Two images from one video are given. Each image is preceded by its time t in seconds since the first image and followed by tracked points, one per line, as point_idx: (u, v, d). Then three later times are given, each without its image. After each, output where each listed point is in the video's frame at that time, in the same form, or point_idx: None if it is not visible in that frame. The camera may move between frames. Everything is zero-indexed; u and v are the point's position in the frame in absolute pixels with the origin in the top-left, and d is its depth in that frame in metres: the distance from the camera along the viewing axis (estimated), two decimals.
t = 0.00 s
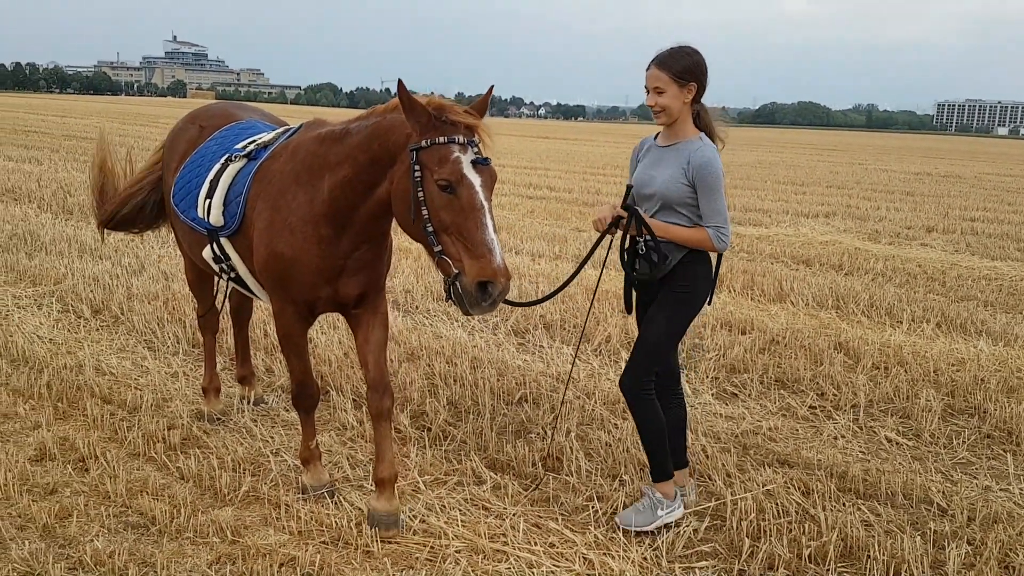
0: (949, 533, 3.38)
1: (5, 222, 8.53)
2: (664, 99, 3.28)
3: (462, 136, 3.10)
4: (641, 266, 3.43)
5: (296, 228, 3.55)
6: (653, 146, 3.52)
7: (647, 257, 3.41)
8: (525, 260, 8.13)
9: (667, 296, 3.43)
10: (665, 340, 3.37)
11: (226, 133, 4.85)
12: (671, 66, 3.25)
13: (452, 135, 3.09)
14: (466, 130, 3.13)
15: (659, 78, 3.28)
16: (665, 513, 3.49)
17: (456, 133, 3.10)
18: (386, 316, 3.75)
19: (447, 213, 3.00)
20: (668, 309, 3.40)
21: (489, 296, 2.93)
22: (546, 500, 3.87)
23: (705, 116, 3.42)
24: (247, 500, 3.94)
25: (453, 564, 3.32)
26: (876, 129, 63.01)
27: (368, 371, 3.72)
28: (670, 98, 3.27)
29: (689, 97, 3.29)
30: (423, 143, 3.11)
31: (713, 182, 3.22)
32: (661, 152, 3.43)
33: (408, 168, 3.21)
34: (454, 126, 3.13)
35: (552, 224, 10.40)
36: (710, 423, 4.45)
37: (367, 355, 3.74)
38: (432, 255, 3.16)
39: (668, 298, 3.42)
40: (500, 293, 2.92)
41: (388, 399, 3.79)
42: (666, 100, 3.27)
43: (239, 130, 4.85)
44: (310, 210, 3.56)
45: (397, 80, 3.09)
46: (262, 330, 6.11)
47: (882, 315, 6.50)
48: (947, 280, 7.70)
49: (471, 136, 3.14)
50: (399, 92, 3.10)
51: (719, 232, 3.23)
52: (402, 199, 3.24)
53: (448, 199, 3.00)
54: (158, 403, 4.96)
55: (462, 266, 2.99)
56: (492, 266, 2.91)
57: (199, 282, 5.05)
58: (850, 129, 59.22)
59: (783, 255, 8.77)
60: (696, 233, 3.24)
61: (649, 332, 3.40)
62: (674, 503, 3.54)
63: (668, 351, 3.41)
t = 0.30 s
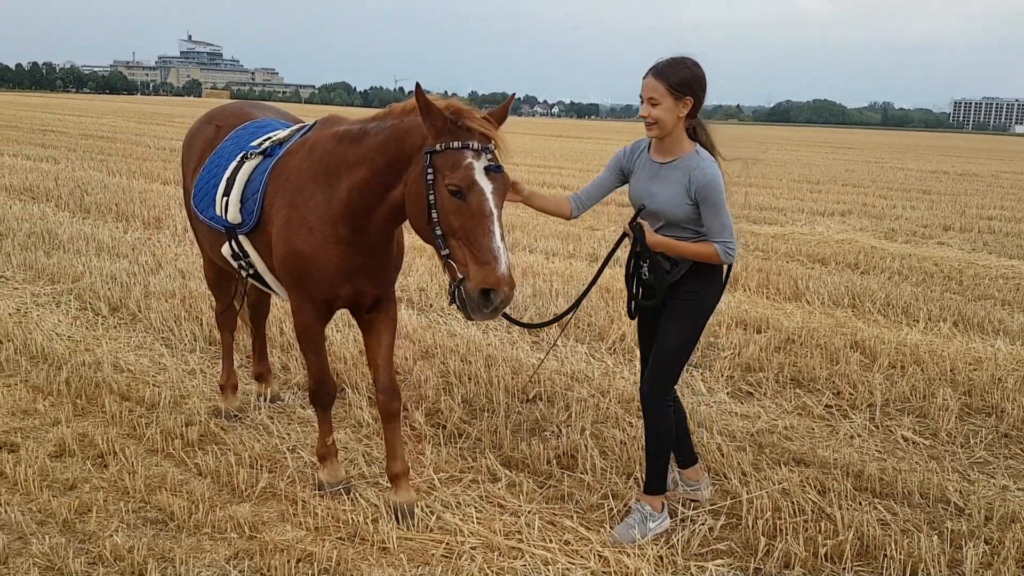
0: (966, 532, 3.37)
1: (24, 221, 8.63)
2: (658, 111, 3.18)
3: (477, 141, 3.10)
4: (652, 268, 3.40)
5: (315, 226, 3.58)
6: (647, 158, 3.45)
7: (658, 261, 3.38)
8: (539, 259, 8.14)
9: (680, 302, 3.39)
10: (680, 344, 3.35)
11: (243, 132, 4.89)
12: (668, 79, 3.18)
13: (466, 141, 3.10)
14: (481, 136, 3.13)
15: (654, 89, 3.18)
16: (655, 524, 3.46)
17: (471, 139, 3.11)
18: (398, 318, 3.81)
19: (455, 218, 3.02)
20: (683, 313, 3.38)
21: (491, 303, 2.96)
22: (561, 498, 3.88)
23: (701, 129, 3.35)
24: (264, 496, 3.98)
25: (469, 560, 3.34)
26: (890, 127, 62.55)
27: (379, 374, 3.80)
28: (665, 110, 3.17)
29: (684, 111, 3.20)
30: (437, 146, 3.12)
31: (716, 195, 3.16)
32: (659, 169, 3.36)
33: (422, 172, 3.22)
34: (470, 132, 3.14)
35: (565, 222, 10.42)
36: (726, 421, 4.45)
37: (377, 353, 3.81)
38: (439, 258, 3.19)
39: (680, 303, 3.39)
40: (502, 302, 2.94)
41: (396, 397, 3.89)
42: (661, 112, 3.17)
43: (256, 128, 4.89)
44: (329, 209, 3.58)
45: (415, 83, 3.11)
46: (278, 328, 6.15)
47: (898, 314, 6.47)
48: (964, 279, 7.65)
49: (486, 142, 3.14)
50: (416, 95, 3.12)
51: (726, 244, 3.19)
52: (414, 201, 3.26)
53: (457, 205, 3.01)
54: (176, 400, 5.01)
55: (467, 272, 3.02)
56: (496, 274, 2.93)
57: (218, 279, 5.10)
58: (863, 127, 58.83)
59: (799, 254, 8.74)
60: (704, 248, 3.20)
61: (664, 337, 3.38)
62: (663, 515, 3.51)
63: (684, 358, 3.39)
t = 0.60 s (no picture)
0: (980, 531, 3.38)
1: (39, 219, 8.70)
2: (638, 148, 3.09)
3: (492, 145, 3.12)
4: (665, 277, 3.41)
5: (335, 225, 3.61)
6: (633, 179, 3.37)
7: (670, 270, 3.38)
8: (551, 256, 8.16)
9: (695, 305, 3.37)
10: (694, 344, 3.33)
11: (260, 129, 4.93)
12: (649, 114, 3.07)
13: (481, 145, 3.12)
14: (496, 139, 3.14)
15: (633, 125, 3.08)
16: (668, 522, 3.45)
17: (486, 142, 3.13)
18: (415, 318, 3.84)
19: (470, 222, 3.04)
20: (695, 315, 3.35)
21: (506, 306, 2.98)
22: (574, 495, 3.90)
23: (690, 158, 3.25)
24: (279, 491, 4.01)
25: (482, 556, 3.37)
26: (901, 124, 62.19)
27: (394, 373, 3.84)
28: (645, 149, 3.08)
29: (666, 149, 3.09)
30: (452, 151, 3.15)
31: (709, 221, 3.11)
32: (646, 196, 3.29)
33: (437, 176, 3.24)
34: (485, 135, 3.15)
35: (577, 220, 10.43)
36: (738, 420, 4.46)
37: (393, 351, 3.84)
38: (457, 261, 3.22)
39: (695, 307, 3.36)
40: (518, 305, 2.95)
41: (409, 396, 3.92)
42: (640, 151, 3.09)
43: (273, 126, 4.93)
44: (349, 209, 3.61)
45: (429, 89, 3.14)
46: (292, 326, 6.20)
47: (911, 312, 6.46)
48: (978, 277, 7.62)
49: (501, 146, 3.16)
50: (431, 100, 3.15)
51: (727, 262, 3.17)
52: (430, 205, 3.29)
53: (472, 209, 3.04)
54: (191, 396, 5.06)
55: (483, 276, 3.04)
56: (511, 278, 2.94)
57: (233, 277, 5.14)
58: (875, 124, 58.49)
59: (811, 252, 8.72)
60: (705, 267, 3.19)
61: (678, 338, 3.34)
62: (675, 513, 3.50)
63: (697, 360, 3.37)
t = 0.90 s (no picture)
0: (990, 528, 3.38)
1: (50, 216, 8.76)
2: (626, 165, 3.04)
3: (507, 149, 3.13)
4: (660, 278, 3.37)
5: (350, 223, 3.62)
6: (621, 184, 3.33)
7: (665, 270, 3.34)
8: (559, 254, 8.17)
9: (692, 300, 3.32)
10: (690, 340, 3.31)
11: (271, 126, 4.95)
12: (634, 130, 3.02)
13: (496, 149, 3.13)
14: (511, 143, 3.15)
15: (621, 143, 3.02)
16: (676, 517, 3.47)
17: (501, 147, 3.14)
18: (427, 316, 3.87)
19: (486, 226, 3.06)
20: (690, 313, 3.32)
21: (521, 310, 2.99)
22: (583, 491, 3.92)
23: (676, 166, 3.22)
24: (289, 487, 4.04)
25: (492, 552, 3.38)
26: (909, 121, 61.93)
27: (404, 370, 3.85)
28: (633, 166, 3.03)
29: (653, 164, 3.05)
30: (468, 155, 3.16)
31: (697, 226, 3.08)
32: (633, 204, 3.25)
33: (453, 180, 3.27)
34: (499, 139, 3.17)
35: (585, 218, 10.43)
36: (747, 416, 4.47)
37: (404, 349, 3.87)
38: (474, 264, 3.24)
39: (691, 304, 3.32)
40: (532, 308, 2.96)
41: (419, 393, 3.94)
42: (628, 168, 3.04)
43: (285, 122, 4.95)
44: (365, 207, 3.62)
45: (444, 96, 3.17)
46: (301, 323, 6.23)
47: (921, 309, 6.45)
48: (989, 274, 7.60)
49: (517, 149, 3.16)
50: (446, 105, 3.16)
51: (721, 262, 3.11)
52: (447, 208, 3.31)
53: (487, 213, 3.05)
54: (201, 392, 5.09)
55: (498, 279, 3.06)
56: (526, 282, 2.95)
57: (244, 274, 5.16)
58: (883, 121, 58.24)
59: (820, 249, 8.71)
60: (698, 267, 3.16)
61: (671, 336, 3.32)
62: (683, 507, 3.51)
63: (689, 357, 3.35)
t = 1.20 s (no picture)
0: (997, 524, 3.38)
1: (55, 216, 8.78)
2: (634, 152, 3.03)
3: (511, 152, 3.13)
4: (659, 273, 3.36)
5: (358, 222, 3.63)
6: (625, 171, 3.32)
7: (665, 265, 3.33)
8: (563, 251, 8.17)
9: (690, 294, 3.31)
10: (688, 335, 3.29)
11: (277, 123, 4.96)
12: (643, 114, 3.02)
13: (500, 153, 3.14)
14: (515, 146, 3.16)
15: (629, 129, 3.01)
16: (682, 515, 3.47)
17: (506, 150, 3.14)
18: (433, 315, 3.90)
19: (490, 230, 3.07)
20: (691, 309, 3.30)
21: (524, 313, 2.97)
22: (589, 488, 3.93)
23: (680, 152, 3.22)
24: (296, 484, 4.05)
25: (498, 549, 3.39)
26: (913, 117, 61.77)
27: (411, 367, 3.87)
28: (641, 151, 3.03)
29: (661, 148, 3.06)
30: (472, 159, 3.18)
31: (702, 218, 3.07)
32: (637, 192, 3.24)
33: (461, 184, 3.28)
34: (505, 143, 3.17)
35: (589, 216, 10.43)
36: (753, 413, 4.47)
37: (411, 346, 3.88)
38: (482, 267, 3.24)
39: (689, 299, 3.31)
40: (535, 312, 2.95)
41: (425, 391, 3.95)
42: (636, 154, 3.03)
43: (289, 120, 4.95)
44: (373, 206, 3.63)
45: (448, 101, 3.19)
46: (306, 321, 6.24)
47: (927, 306, 6.44)
48: (994, 271, 7.58)
49: (521, 153, 3.16)
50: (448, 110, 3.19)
51: (721, 257, 3.12)
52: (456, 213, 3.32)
53: (490, 217, 3.06)
54: (207, 391, 5.11)
55: (503, 282, 3.06)
56: (528, 284, 2.94)
57: (249, 272, 5.17)
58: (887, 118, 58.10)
59: (825, 246, 8.70)
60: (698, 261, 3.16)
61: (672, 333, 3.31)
62: (690, 505, 3.52)
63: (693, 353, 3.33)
